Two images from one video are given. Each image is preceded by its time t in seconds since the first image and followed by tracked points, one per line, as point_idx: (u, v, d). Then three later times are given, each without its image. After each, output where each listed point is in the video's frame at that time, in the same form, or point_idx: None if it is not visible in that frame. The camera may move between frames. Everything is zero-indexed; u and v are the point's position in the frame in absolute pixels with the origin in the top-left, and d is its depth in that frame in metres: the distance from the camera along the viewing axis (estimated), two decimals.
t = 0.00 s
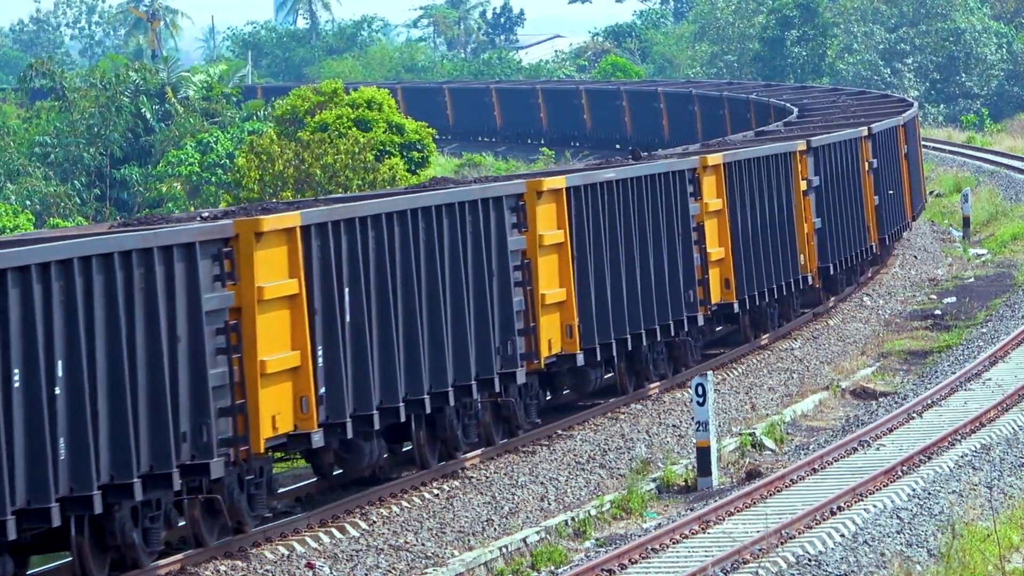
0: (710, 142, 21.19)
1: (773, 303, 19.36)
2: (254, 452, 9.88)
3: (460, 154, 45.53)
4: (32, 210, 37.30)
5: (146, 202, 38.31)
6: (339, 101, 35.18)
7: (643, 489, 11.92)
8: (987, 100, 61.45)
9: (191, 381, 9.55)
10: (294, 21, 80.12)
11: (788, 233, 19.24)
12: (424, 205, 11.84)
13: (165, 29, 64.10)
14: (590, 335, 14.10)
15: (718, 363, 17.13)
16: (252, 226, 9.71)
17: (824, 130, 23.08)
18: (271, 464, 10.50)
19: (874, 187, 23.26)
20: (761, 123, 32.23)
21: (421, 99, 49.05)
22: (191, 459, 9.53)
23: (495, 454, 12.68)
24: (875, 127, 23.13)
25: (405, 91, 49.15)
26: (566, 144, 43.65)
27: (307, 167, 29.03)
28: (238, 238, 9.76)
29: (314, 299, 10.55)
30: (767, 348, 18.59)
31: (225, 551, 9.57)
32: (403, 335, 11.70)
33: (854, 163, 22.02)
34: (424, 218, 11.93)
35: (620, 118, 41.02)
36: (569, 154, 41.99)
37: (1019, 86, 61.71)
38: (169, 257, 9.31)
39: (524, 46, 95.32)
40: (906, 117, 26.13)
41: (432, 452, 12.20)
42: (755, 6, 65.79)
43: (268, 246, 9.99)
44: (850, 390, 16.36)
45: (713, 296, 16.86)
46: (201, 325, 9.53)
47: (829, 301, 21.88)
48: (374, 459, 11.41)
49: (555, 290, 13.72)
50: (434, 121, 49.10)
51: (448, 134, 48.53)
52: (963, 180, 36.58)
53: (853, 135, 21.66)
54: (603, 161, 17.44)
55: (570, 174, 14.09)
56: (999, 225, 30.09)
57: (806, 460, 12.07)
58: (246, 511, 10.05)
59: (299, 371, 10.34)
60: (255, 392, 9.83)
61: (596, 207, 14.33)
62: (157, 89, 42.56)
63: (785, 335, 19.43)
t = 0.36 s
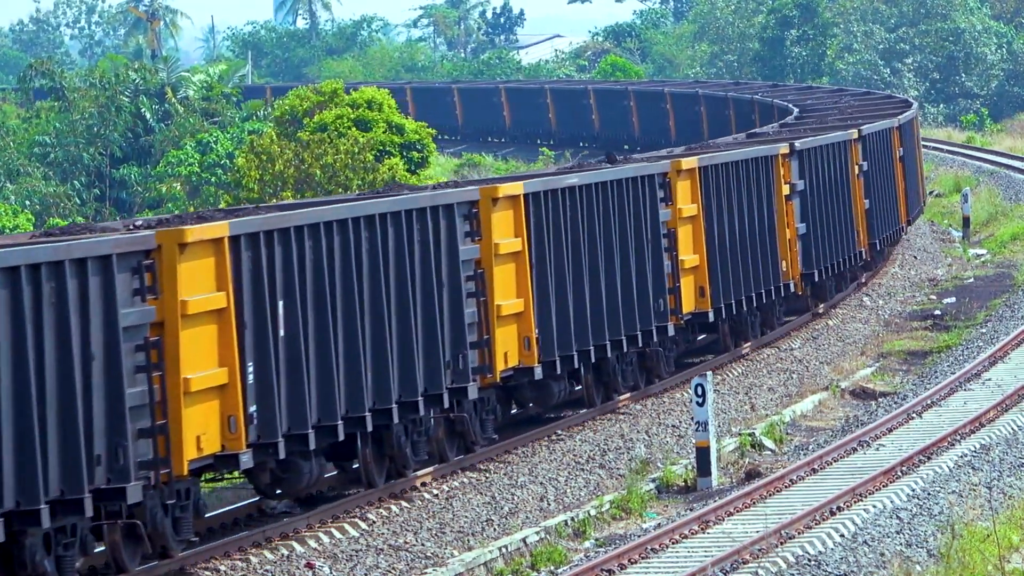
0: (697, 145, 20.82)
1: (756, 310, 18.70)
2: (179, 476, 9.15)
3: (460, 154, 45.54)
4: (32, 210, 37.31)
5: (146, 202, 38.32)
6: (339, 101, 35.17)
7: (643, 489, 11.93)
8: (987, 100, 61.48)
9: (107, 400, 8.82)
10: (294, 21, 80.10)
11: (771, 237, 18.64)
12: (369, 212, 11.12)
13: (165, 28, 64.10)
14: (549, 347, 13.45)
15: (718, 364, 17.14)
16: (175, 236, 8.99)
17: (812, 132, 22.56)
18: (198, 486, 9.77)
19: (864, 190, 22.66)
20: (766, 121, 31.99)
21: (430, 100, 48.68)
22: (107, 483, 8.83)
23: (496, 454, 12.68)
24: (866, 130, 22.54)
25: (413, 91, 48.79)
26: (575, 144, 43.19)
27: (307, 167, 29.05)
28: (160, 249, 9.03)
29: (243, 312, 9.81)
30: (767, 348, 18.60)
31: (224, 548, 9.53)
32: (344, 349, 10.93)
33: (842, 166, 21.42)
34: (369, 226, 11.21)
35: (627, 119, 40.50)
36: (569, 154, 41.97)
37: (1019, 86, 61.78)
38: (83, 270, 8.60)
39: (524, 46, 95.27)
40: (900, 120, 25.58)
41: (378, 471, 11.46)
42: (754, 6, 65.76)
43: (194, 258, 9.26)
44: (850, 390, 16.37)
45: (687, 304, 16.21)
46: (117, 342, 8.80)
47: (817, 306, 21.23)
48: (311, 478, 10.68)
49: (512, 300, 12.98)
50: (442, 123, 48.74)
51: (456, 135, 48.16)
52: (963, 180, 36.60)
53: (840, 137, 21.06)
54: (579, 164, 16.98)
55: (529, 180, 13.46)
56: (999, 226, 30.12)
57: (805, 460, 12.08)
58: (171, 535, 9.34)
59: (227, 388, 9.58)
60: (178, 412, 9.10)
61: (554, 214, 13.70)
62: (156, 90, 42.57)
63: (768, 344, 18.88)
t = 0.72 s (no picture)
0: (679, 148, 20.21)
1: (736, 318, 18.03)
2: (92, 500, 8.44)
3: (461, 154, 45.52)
4: (32, 210, 37.31)
5: (147, 202, 38.34)
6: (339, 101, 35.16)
7: (644, 489, 11.93)
8: (987, 100, 61.50)
9: (11, 421, 8.08)
10: (295, 22, 80.08)
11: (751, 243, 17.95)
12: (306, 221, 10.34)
13: (165, 28, 64.08)
14: (504, 359, 12.67)
15: (719, 363, 17.13)
16: (90, 247, 8.23)
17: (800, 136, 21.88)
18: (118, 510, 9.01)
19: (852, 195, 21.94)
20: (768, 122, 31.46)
21: (442, 99, 48.16)
22: (13, 510, 8.14)
23: (497, 454, 12.65)
24: (856, 132, 21.89)
25: (425, 91, 48.30)
26: (585, 145, 42.59)
27: (308, 167, 29.07)
28: (75, 262, 8.26)
29: (166, 327, 9.04)
30: (767, 348, 18.59)
31: (224, 550, 9.50)
32: (276, 366, 10.15)
33: (828, 170, 20.71)
34: (306, 237, 10.44)
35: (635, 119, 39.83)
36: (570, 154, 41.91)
37: (1020, 86, 61.82)
38: None
39: (524, 46, 95.25)
40: (895, 121, 24.86)
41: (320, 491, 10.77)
42: (755, 6, 65.73)
43: (112, 270, 8.51)
44: (850, 390, 16.36)
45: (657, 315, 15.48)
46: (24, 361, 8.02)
47: (802, 315, 20.49)
48: (246, 500, 9.96)
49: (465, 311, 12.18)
50: (453, 123, 48.24)
51: (467, 135, 47.67)
52: (964, 180, 36.59)
53: (827, 140, 20.35)
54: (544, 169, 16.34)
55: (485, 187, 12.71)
56: (999, 226, 30.12)
57: (806, 460, 12.07)
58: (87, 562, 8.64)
59: (147, 408, 8.84)
60: (93, 434, 8.37)
61: (512, 221, 12.95)
62: (157, 89, 42.57)
63: (749, 352, 18.20)
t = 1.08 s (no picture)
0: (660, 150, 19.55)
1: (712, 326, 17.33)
2: None
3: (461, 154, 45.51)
4: (32, 210, 37.27)
5: (147, 202, 38.33)
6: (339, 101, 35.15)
7: (644, 489, 11.93)
8: (987, 100, 61.55)
9: None
10: (295, 22, 80.05)
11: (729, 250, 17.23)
12: (236, 233, 9.68)
13: (166, 28, 64.05)
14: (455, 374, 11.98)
15: (718, 363, 17.13)
16: None
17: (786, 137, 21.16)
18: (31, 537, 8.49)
19: (840, 199, 21.18)
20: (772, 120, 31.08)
21: (450, 100, 47.72)
22: None
23: (497, 454, 12.66)
24: (843, 134, 21.11)
25: (433, 91, 47.92)
26: (592, 146, 42.18)
27: (308, 168, 29.05)
28: None
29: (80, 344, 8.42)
30: (767, 348, 18.57)
31: (224, 550, 9.52)
32: (169, 390, 9.19)
33: (813, 174, 19.96)
34: (239, 248, 9.78)
35: (643, 119, 39.47)
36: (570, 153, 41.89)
37: (1019, 86, 61.85)
38: None
39: (525, 46, 95.30)
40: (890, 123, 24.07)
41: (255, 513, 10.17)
42: (755, 6, 65.75)
43: (20, 287, 7.92)
44: (850, 390, 16.34)
45: (626, 325, 14.73)
46: None
47: (785, 323, 19.79)
48: (173, 525, 9.45)
49: (411, 324, 11.47)
50: (461, 123, 47.82)
51: (477, 135, 47.33)
52: (963, 180, 36.58)
53: (812, 143, 19.60)
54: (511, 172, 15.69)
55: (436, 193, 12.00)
56: (999, 225, 30.11)
57: (806, 460, 12.06)
58: None
59: (58, 433, 8.26)
60: None
61: (466, 230, 12.23)
62: (157, 89, 42.54)
63: (728, 361, 17.53)
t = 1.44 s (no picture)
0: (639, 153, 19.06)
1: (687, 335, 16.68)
2: None
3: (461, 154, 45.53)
4: (32, 209, 37.26)
5: (147, 202, 38.32)
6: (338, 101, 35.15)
7: (644, 489, 11.92)
8: (987, 100, 61.56)
9: None
10: (295, 22, 80.06)
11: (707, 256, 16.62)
12: (158, 243, 9.04)
13: (166, 28, 64.05)
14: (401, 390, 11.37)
15: (718, 364, 17.13)
16: None
17: (771, 140, 20.63)
18: None
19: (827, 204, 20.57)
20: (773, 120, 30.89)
21: (459, 100, 47.53)
22: None
23: (497, 454, 12.67)
24: (829, 137, 20.48)
25: (442, 90, 47.78)
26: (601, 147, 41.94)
27: (308, 168, 29.05)
28: None
29: None
30: (767, 348, 18.56)
31: (223, 550, 9.54)
32: (81, 411, 8.60)
33: (797, 177, 19.39)
34: (161, 258, 9.15)
35: (651, 120, 39.30)
36: (570, 153, 41.91)
37: (1019, 87, 61.85)
38: None
39: (525, 46, 95.38)
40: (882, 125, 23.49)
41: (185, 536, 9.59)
42: (755, 6, 65.75)
43: None
44: (850, 390, 16.34)
45: (590, 336, 14.18)
46: None
47: (769, 330, 19.17)
48: (89, 550, 8.96)
49: (354, 338, 10.83)
50: (469, 124, 47.60)
51: (485, 135, 47.12)
52: (964, 180, 36.57)
53: (794, 147, 19.04)
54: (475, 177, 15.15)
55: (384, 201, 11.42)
56: (1000, 225, 30.11)
57: (806, 460, 12.06)
58: None
59: None
60: None
61: (413, 239, 11.61)
62: (157, 89, 42.56)
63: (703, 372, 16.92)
